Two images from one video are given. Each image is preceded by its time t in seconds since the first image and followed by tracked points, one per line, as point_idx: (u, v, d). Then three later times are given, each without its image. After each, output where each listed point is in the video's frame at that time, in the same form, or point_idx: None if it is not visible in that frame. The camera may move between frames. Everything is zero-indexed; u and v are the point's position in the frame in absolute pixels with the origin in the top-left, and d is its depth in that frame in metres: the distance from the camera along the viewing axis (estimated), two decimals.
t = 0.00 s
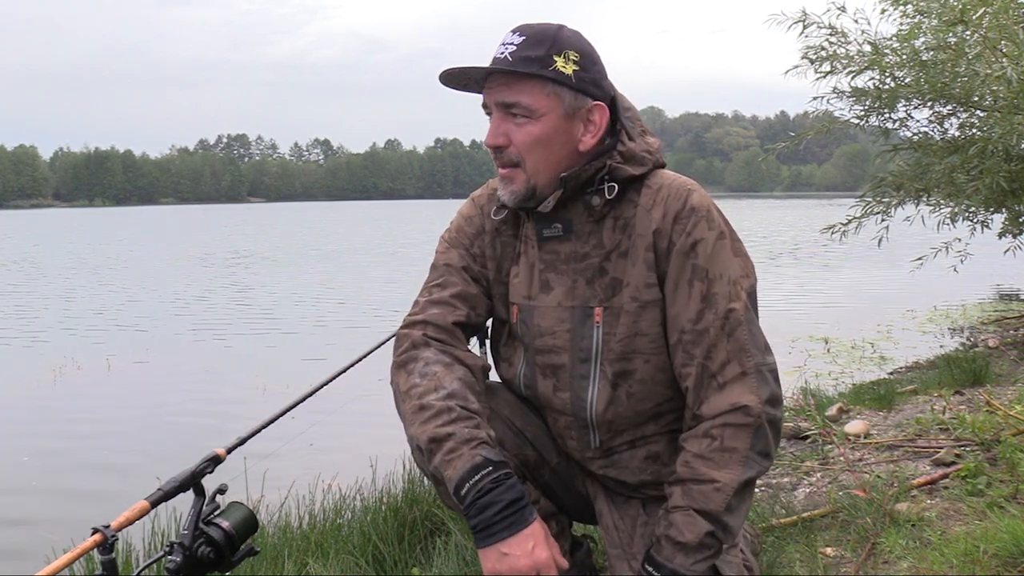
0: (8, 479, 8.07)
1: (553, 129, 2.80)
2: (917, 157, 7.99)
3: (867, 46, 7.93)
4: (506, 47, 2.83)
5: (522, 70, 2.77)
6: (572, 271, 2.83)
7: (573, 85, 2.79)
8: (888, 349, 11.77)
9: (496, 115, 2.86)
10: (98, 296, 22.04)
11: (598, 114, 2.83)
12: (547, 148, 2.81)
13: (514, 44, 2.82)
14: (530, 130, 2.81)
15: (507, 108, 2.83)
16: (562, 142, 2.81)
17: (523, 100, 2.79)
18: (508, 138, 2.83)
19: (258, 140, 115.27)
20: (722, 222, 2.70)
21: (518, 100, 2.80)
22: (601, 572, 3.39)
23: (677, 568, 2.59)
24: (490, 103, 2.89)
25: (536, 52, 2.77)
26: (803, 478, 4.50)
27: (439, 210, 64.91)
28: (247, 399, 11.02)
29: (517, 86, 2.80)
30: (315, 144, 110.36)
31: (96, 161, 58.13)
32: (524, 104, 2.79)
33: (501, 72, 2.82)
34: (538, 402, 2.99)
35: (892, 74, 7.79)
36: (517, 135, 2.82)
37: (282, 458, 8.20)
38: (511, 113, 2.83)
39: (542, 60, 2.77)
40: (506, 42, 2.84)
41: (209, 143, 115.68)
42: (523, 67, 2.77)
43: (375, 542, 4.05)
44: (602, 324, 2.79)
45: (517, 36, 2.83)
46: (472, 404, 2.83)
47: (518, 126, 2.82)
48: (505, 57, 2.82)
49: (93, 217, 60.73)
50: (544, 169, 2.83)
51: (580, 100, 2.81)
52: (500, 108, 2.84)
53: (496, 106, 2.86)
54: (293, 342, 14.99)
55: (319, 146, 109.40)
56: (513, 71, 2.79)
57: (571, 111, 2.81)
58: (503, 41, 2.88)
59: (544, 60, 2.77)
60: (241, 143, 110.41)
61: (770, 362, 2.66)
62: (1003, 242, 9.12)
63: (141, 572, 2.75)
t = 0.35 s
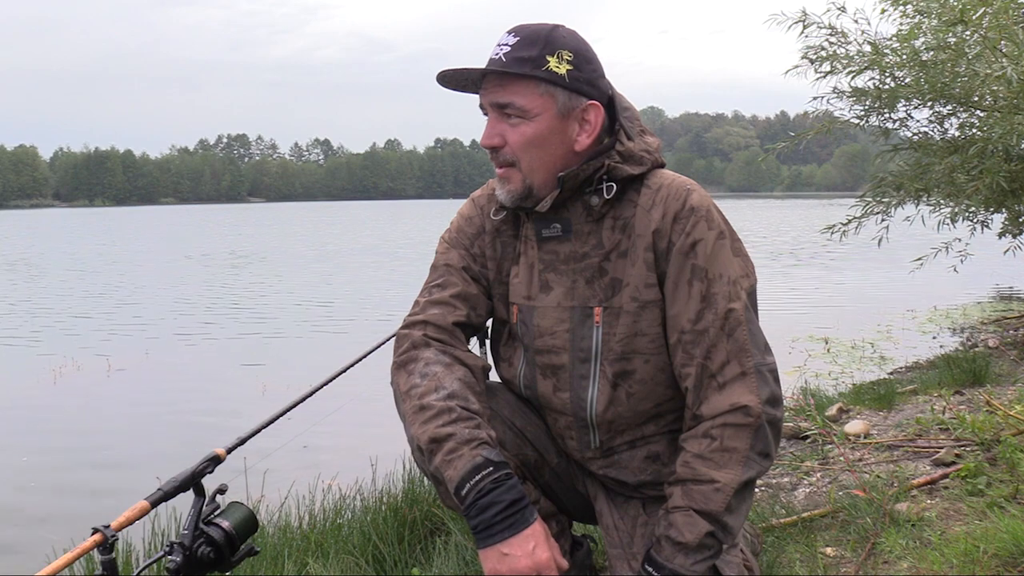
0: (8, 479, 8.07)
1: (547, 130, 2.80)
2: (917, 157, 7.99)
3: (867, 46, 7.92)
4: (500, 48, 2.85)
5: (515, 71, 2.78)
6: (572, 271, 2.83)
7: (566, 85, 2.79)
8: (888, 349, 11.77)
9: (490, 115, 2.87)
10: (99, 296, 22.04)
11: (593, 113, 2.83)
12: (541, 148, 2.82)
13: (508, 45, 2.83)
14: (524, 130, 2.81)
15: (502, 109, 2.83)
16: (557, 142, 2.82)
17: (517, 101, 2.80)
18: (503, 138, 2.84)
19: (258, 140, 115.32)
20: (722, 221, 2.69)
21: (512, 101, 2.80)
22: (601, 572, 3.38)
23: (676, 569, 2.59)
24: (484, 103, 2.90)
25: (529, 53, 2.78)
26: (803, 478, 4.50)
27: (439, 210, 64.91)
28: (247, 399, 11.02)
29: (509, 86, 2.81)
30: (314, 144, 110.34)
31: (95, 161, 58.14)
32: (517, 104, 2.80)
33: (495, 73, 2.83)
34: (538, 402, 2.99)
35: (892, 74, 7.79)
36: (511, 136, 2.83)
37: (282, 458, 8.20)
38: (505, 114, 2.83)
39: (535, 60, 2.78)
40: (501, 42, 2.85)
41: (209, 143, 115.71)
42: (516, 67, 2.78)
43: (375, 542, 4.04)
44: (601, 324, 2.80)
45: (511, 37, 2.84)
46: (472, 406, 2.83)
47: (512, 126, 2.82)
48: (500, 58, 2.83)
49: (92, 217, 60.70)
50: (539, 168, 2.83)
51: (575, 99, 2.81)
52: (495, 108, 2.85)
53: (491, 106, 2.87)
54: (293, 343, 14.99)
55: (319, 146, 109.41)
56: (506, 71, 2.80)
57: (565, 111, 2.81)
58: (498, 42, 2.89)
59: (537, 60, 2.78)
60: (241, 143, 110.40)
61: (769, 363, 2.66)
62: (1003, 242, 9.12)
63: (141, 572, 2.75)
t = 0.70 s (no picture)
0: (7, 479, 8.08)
1: (546, 129, 2.80)
2: (917, 157, 7.98)
3: (867, 46, 7.91)
4: (500, 48, 2.85)
5: (515, 70, 2.78)
6: (572, 272, 2.83)
7: (566, 85, 2.79)
8: (889, 349, 11.77)
9: (491, 115, 2.87)
10: (99, 296, 22.04)
11: (592, 113, 2.83)
12: (541, 148, 2.82)
13: (507, 45, 2.83)
14: (524, 130, 2.81)
15: (502, 109, 2.83)
16: (556, 142, 2.82)
17: (517, 100, 2.80)
18: (503, 138, 2.84)
19: (258, 140, 115.35)
20: (721, 222, 2.69)
21: (511, 101, 2.81)
22: (601, 572, 3.38)
23: (676, 569, 2.59)
24: (483, 104, 2.91)
25: (528, 52, 2.78)
26: (803, 478, 4.50)
27: (439, 211, 64.89)
28: (247, 399, 11.02)
29: (508, 86, 2.81)
30: (314, 144, 110.32)
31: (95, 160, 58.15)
32: (517, 104, 2.80)
33: (494, 73, 2.83)
34: (538, 402, 2.99)
35: (892, 74, 7.79)
36: (511, 136, 2.83)
37: (282, 458, 8.19)
38: (505, 113, 2.83)
39: (534, 60, 2.78)
40: (501, 43, 2.85)
41: (209, 143, 115.70)
42: (515, 67, 2.78)
43: (375, 542, 4.04)
44: (601, 324, 2.80)
45: (511, 37, 2.84)
46: (471, 405, 2.83)
47: (512, 126, 2.82)
48: (499, 58, 2.83)
49: (92, 216, 60.69)
50: (539, 168, 2.84)
51: (574, 99, 2.81)
52: (495, 108, 2.85)
53: (491, 107, 2.87)
54: (293, 342, 14.98)
55: (319, 145, 109.42)
56: (505, 71, 2.80)
57: (564, 111, 2.81)
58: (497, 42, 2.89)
59: (536, 60, 2.78)
60: (241, 143, 110.41)
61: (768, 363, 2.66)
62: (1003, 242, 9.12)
63: (141, 572, 2.75)
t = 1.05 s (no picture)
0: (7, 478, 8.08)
1: (548, 129, 2.80)
2: (917, 157, 7.98)
3: (867, 46, 7.91)
4: (501, 48, 2.85)
5: (517, 70, 2.78)
6: (572, 272, 2.83)
7: (567, 85, 2.79)
8: (889, 349, 11.77)
9: (493, 114, 2.87)
10: (99, 296, 22.03)
11: (594, 113, 2.84)
12: (543, 148, 2.82)
13: (509, 44, 2.83)
14: (527, 129, 2.81)
15: (504, 108, 2.83)
16: (559, 141, 2.82)
17: (520, 100, 2.80)
18: (505, 138, 2.84)
19: (258, 140, 115.31)
20: (721, 222, 2.69)
21: (514, 100, 2.80)
22: (601, 572, 3.38)
23: (676, 569, 2.59)
24: (484, 104, 2.91)
25: (529, 52, 2.78)
26: (803, 478, 4.50)
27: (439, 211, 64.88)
28: (247, 399, 11.02)
29: (509, 85, 2.81)
30: (314, 144, 110.31)
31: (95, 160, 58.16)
32: (520, 103, 2.80)
33: (495, 73, 2.83)
34: (538, 402, 2.99)
35: (892, 74, 7.79)
36: (513, 136, 2.83)
37: (282, 459, 8.19)
38: (507, 113, 2.83)
39: (536, 60, 2.78)
40: (502, 43, 2.85)
41: (209, 143, 115.78)
42: (517, 68, 2.78)
43: (375, 542, 4.04)
44: (601, 324, 2.79)
45: (512, 37, 2.84)
46: (471, 406, 2.83)
47: (514, 125, 2.83)
48: (501, 58, 2.83)
49: (92, 216, 60.68)
50: (541, 168, 2.84)
51: (576, 99, 2.81)
52: (497, 108, 2.85)
53: (493, 106, 2.87)
54: (293, 342, 14.98)
55: (319, 145, 109.45)
56: (508, 72, 2.79)
57: (567, 110, 2.81)
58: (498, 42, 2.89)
59: (537, 60, 2.78)
60: (241, 143, 110.40)
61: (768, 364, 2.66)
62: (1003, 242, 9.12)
63: (140, 573, 2.75)
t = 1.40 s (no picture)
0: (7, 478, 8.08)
1: (553, 129, 2.80)
2: (917, 157, 7.98)
3: (867, 46, 7.91)
4: (502, 48, 2.84)
5: (521, 70, 2.77)
6: (573, 271, 2.83)
7: (571, 84, 2.79)
8: (889, 349, 11.77)
9: (496, 114, 2.87)
10: (99, 296, 22.04)
11: (597, 111, 2.84)
12: (548, 147, 2.81)
13: (510, 45, 2.83)
14: (531, 129, 2.81)
15: (507, 108, 2.83)
16: (563, 141, 2.82)
17: (524, 99, 2.79)
18: (508, 139, 2.83)
19: (257, 140, 115.38)
20: (721, 221, 2.69)
21: (517, 99, 2.80)
22: (601, 572, 3.38)
23: (676, 569, 2.59)
24: (486, 104, 2.90)
25: (532, 52, 2.78)
26: (803, 478, 4.50)
27: (439, 211, 64.89)
28: (247, 399, 11.02)
29: (513, 85, 2.81)
30: (314, 144, 110.39)
31: (95, 160, 58.15)
32: (524, 102, 2.79)
33: (498, 73, 2.82)
34: (538, 402, 3.00)
35: (891, 74, 7.79)
36: (517, 136, 2.82)
37: (282, 458, 8.19)
38: (510, 112, 2.83)
39: (539, 60, 2.77)
40: (503, 44, 2.85)
41: (209, 144, 116.02)
42: (520, 67, 2.77)
43: (374, 542, 4.04)
44: (601, 324, 2.80)
45: (513, 37, 2.83)
46: (472, 406, 2.83)
47: (518, 125, 2.82)
48: (503, 58, 2.82)
49: (92, 216, 60.69)
50: (546, 167, 2.83)
51: (579, 97, 2.81)
52: (500, 108, 2.85)
53: (496, 107, 2.87)
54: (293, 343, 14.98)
55: (319, 146, 109.52)
56: (511, 72, 2.79)
57: (570, 110, 2.81)
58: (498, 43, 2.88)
59: (541, 59, 2.77)
60: (241, 143, 110.42)
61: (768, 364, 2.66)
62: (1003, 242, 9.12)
63: (140, 572, 2.75)
